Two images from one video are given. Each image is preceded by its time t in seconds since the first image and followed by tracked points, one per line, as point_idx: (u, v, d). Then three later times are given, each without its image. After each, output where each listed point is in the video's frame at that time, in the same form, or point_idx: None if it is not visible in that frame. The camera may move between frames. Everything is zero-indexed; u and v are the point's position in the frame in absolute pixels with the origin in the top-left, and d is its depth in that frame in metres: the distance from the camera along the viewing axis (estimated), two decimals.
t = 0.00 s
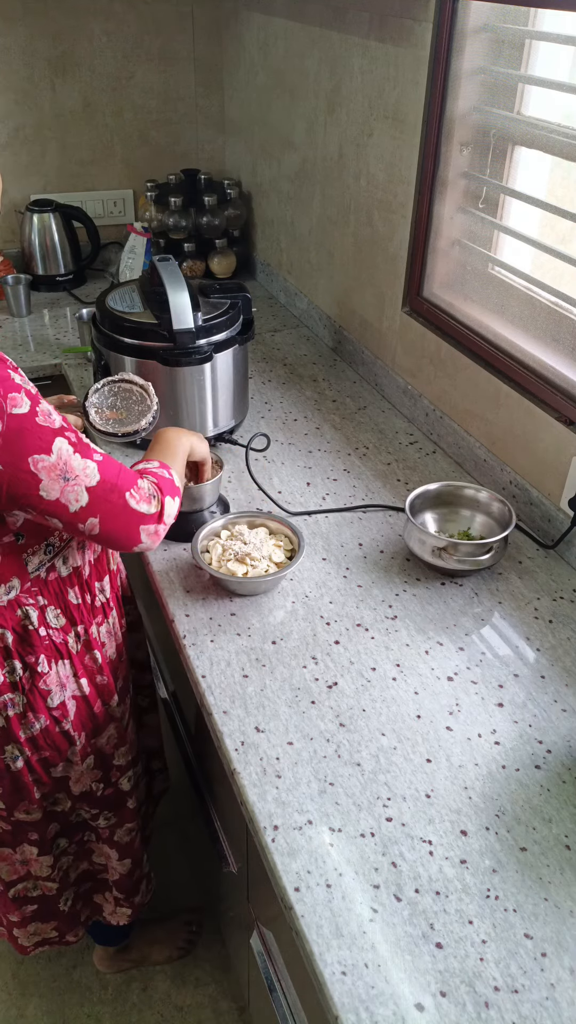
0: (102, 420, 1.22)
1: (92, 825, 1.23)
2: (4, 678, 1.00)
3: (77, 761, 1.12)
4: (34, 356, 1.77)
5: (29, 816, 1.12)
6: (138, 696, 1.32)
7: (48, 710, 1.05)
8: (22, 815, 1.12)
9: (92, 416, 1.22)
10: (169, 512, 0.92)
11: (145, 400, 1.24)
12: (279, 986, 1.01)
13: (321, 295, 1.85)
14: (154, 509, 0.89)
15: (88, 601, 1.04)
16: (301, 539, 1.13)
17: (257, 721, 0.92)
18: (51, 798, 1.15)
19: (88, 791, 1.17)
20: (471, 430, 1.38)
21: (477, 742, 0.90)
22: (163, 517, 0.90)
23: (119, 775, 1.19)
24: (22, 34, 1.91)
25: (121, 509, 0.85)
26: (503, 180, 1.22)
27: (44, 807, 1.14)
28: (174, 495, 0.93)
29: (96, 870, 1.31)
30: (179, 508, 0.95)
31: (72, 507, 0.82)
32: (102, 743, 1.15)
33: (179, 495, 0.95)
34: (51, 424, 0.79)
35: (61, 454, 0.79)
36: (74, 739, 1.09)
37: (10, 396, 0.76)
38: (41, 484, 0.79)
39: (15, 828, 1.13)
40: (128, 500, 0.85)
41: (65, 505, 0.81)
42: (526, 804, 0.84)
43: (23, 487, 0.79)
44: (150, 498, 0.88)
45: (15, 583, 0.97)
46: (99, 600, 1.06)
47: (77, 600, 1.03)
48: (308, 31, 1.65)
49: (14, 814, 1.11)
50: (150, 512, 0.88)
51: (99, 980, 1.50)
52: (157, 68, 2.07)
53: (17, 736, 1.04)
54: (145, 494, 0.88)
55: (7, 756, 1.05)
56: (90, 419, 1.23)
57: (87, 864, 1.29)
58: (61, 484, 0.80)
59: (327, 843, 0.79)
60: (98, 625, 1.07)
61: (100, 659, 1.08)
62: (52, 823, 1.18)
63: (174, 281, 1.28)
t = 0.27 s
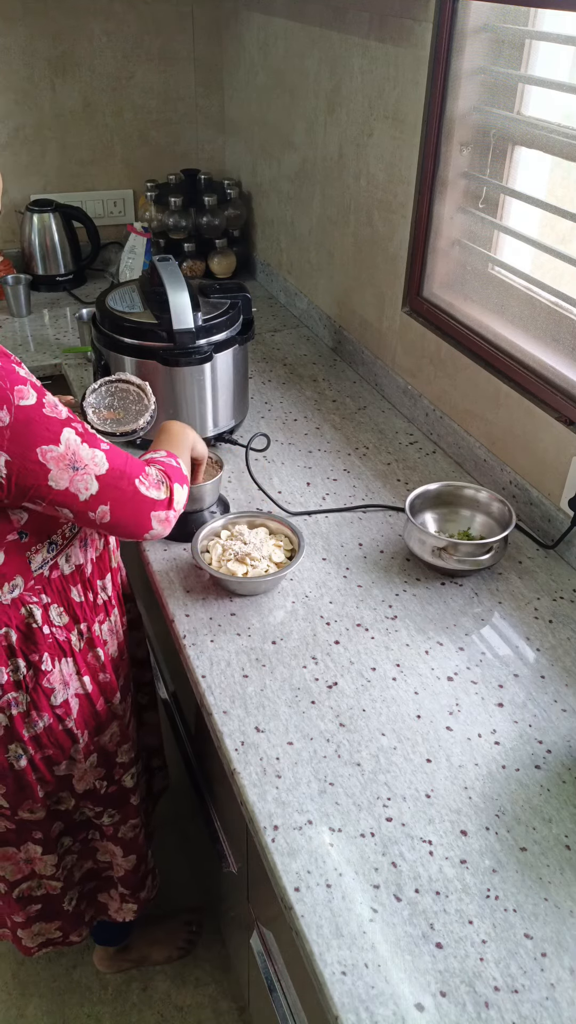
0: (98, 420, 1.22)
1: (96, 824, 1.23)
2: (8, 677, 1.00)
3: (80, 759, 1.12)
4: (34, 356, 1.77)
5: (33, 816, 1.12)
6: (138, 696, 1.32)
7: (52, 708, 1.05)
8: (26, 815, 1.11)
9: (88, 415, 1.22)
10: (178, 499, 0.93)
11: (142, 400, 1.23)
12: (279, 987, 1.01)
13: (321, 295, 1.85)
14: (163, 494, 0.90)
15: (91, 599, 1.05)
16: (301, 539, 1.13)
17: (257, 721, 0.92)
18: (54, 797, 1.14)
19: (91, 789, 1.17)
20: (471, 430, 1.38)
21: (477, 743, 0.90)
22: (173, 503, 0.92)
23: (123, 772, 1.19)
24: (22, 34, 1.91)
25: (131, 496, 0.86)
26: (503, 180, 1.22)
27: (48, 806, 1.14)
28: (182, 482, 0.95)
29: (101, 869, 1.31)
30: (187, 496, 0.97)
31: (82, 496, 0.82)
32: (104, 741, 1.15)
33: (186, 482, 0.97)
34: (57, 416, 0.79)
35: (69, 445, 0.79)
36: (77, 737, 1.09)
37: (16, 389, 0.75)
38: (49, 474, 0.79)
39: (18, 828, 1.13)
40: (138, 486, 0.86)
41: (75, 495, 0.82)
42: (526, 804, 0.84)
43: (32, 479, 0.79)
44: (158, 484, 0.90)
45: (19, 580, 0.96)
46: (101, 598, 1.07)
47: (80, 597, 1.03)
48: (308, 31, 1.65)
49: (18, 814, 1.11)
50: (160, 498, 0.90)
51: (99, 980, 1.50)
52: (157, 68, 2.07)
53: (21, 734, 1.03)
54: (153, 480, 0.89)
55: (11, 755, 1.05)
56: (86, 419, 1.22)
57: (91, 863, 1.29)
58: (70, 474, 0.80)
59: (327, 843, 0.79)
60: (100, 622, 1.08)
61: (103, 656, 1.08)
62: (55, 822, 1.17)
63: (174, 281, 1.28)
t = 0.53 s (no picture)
0: (99, 419, 1.21)
1: (95, 824, 1.23)
2: (8, 677, 1.00)
3: (80, 760, 1.12)
4: (34, 356, 1.77)
5: (32, 816, 1.12)
6: (138, 696, 1.32)
7: (52, 708, 1.05)
8: (26, 816, 1.11)
9: (89, 414, 1.21)
10: (177, 497, 0.94)
11: (143, 398, 1.23)
12: (280, 987, 1.01)
13: (321, 295, 1.85)
14: (164, 492, 0.91)
15: (91, 599, 1.05)
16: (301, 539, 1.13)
17: (257, 721, 0.92)
18: (54, 798, 1.14)
19: (90, 789, 1.17)
20: (471, 430, 1.38)
21: (477, 743, 0.90)
22: (173, 501, 0.92)
23: (122, 773, 1.19)
24: (22, 34, 1.91)
25: (133, 492, 0.86)
26: (503, 180, 1.22)
27: (47, 806, 1.14)
28: (182, 481, 0.96)
29: (98, 868, 1.31)
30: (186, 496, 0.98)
31: (84, 492, 0.82)
32: (104, 741, 1.15)
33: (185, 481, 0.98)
34: (58, 411, 0.79)
35: (71, 440, 0.79)
36: (77, 738, 1.09)
37: (17, 384, 0.75)
38: (51, 469, 0.79)
39: (18, 829, 1.13)
40: (139, 482, 0.87)
41: (77, 490, 0.82)
42: (526, 804, 0.84)
43: (33, 474, 0.79)
44: (159, 481, 0.90)
45: (20, 581, 0.96)
46: (101, 598, 1.06)
47: (80, 597, 1.03)
48: (308, 31, 1.65)
49: (18, 815, 1.11)
50: (161, 495, 0.90)
51: (99, 980, 1.50)
52: (157, 68, 2.07)
53: (21, 735, 1.03)
54: (154, 477, 0.90)
55: (10, 756, 1.05)
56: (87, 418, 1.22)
57: (87, 863, 1.30)
58: (72, 469, 0.80)
59: (327, 844, 0.79)
60: (100, 623, 1.08)
61: (103, 656, 1.08)
62: (55, 823, 1.17)
63: (174, 281, 1.28)
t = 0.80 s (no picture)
0: (100, 421, 1.23)
1: (96, 824, 1.23)
2: (9, 678, 1.00)
3: (81, 760, 1.12)
4: (34, 356, 1.77)
5: (34, 817, 1.12)
6: (138, 696, 1.32)
7: (52, 709, 1.04)
8: (27, 816, 1.12)
9: (90, 416, 1.22)
10: (166, 514, 0.93)
11: (141, 399, 1.24)
12: (280, 987, 1.01)
13: (321, 296, 1.85)
14: (151, 510, 0.90)
15: (92, 599, 1.05)
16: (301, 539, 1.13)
17: (257, 721, 0.92)
18: (55, 798, 1.14)
19: (92, 789, 1.17)
20: (471, 430, 1.38)
21: (477, 742, 0.90)
22: (159, 520, 0.91)
23: (123, 773, 1.19)
24: (22, 34, 1.91)
25: (119, 508, 0.86)
26: (503, 180, 1.22)
27: (48, 806, 1.14)
28: (172, 499, 0.95)
29: (100, 868, 1.31)
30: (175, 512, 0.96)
31: (70, 506, 0.82)
32: (105, 741, 1.15)
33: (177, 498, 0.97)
34: (53, 419, 0.79)
35: (62, 452, 0.79)
36: (78, 738, 1.09)
37: (14, 390, 0.76)
38: (41, 480, 0.79)
39: (19, 829, 1.13)
40: (126, 499, 0.86)
41: (63, 503, 0.81)
42: (526, 804, 0.84)
43: (21, 484, 0.78)
44: (147, 499, 0.89)
45: (20, 581, 0.96)
46: (102, 598, 1.06)
47: (81, 597, 1.03)
48: (308, 31, 1.65)
49: (19, 815, 1.11)
50: (147, 513, 0.89)
51: (99, 980, 1.50)
52: (157, 68, 2.07)
53: (22, 736, 1.03)
54: (143, 494, 0.89)
55: (11, 757, 1.05)
56: (87, 419, 1.22)
57: (90, 863, 1.30)
58: (60, 482, 0.80)
59: (327, 843, 0.79)
60: (101, 623, 1.08)
61: (104, 656, 1.08)
62: (56, 823, 1.18)
63: (174, 281, 1.28)
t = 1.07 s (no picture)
0: (100, 420, 1.25)
1: (96, 823, 1.23)
2: (8, 676, 1.00)
3: (80, 758, 1.12)
4: (34, 356, 1.77)
5: (33, 815, 1.12)
6: (138, 696, 1.32)
7: (51, 707, 1.04)
8: (26, 814, 1.12)
9: (90, 415, 1.25)
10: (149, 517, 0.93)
11: (141, 400, 1.27)
12: (279, 987, 1.01)
13: (321, 295, 1.85)
14: (133, 511, 0.90)
15: (90, 596, 1.04)
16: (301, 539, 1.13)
17: (257, 721, 0.92)
18: (55, 796, 1.14)
19: (91, 788, 1.17)
20: (471, 430, 1.38)
21: (477, 742, 0.90)
22: (141, 522, 0.92)
23: (122, 771, 1.19)
24: (22, 34, 1.91)
25: (103, 508, 0.86)
26: (503, 180, 1.22)
27: (48, 805, 1.14)
28: (155, 502, 0.95)
29: (100, 869, 1.31)
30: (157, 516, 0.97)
31: (58, 504, 0.82)
32: (104, 739, 1.15)
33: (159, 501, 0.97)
34: (45, 415, 0.80)
35: (52, 448, 0.80)
36: (77, 736, 1.09)
37: (8, 383, 0.77)
38: (32, 476, 0.79)
39: (19, 828, 1.13)
40: (111, 499, 0.86)
41: (52, 501, 0.82)
42: (526, 804, 0.84)
43: (12, 480, 0.79)
44: (130, 499, 0.90)
45: (19, 579, 0.96)
46: (101, 595, 1.06)
47: (79, 594, 1.03)
48: (308, 31, 1.65)
49: (18, 813, 1.11)
50: (129, 514, 0.89)
51: (99, 980, 1.50)
52: (157, 68, 2.07)
53: (20, 734, 1.04)
54: (126, 495, 0.89)
55: (10, 755, 1.05)
56: (87, 419, 1.25)
57: (89, 863, 1.29)
58: (50, 479, 0.80)
59: (327, 843, 0.79)
60: (100, 620, 1.07)
61: (103, 654, 1.08)
62: (56, 822, 1.18)
63: (174, 281, 1.28)
